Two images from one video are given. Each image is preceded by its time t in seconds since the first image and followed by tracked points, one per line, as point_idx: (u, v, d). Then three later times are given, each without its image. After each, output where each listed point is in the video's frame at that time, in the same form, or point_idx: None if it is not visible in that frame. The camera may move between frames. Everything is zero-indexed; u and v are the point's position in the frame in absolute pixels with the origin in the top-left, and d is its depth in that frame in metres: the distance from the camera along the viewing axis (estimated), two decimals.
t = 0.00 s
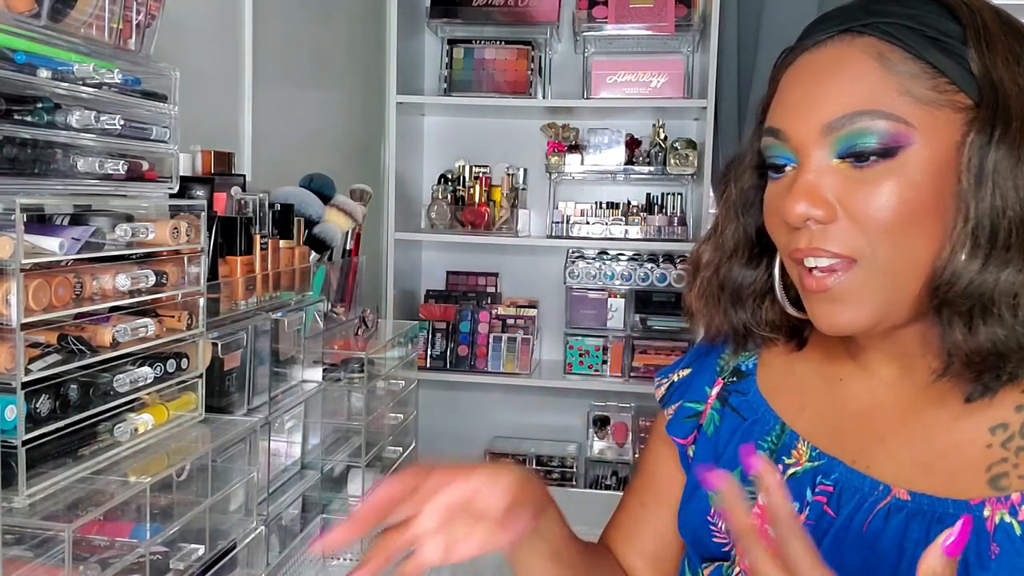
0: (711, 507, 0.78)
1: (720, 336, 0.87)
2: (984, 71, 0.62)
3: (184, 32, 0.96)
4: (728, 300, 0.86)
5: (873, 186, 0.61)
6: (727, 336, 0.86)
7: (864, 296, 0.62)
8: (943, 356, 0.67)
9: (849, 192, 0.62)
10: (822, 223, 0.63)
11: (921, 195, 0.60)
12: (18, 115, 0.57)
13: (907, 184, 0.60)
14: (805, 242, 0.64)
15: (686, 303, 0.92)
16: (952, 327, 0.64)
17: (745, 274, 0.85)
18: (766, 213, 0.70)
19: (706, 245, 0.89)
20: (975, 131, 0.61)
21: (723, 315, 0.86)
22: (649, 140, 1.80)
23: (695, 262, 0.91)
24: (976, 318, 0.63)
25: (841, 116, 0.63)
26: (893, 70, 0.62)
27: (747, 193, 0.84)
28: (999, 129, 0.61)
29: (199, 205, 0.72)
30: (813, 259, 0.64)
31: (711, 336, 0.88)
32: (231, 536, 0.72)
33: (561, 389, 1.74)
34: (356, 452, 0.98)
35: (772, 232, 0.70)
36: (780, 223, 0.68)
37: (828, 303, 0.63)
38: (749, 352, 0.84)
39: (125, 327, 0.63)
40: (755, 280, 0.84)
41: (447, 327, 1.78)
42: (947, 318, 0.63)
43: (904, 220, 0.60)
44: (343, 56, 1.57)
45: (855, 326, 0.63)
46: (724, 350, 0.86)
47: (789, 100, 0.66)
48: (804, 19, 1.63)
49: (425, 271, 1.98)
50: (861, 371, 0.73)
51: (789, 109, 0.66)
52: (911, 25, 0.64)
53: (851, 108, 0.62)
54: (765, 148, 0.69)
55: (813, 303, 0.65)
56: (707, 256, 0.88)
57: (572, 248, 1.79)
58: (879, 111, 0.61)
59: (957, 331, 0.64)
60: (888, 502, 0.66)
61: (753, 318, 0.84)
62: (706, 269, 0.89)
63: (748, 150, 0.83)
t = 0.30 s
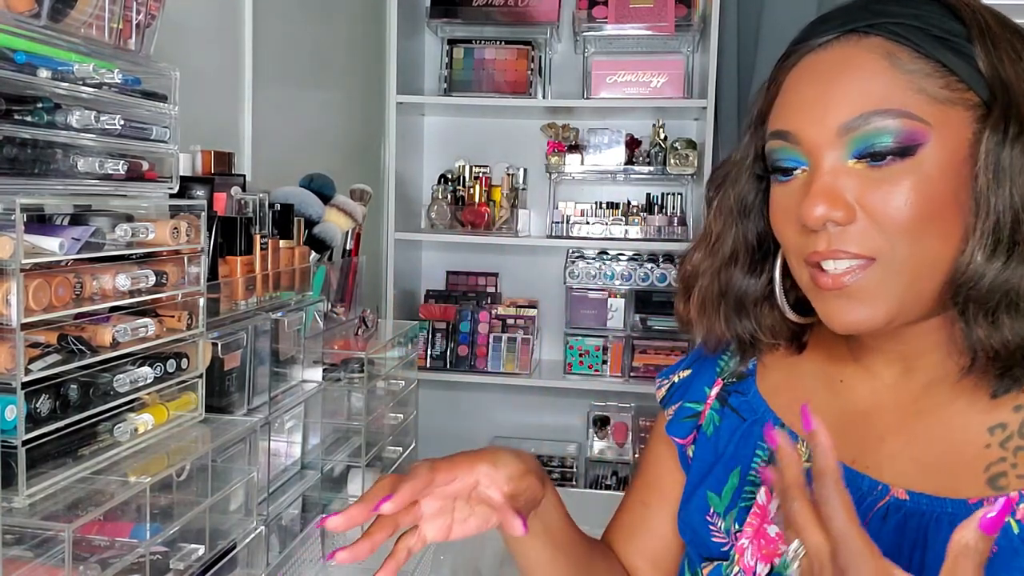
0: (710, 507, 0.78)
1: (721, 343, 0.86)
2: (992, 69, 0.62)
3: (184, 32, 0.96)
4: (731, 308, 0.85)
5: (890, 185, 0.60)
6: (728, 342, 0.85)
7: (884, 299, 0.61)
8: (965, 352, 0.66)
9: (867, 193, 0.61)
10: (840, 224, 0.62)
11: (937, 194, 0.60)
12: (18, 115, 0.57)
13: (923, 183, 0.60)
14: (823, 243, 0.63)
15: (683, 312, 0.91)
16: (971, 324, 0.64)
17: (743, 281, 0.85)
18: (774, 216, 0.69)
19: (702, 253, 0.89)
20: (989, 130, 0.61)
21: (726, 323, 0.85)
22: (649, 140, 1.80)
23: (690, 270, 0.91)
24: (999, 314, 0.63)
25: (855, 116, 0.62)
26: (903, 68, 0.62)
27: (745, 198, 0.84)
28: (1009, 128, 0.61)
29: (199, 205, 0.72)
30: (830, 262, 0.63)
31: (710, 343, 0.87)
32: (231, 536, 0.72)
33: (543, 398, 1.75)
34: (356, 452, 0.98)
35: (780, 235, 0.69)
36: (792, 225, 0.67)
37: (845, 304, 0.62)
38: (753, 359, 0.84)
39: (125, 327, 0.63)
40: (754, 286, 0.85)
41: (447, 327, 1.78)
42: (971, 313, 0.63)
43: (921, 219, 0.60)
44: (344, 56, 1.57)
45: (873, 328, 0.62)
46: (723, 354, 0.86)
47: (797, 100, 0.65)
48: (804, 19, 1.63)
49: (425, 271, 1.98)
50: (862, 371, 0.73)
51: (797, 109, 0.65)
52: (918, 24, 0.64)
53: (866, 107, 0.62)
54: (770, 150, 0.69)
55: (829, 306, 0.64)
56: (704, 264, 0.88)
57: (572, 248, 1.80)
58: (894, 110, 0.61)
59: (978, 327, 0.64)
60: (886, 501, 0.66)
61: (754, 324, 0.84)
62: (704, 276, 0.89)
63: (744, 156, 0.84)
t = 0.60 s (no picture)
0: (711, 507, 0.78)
1: (722, 342, 0.86)
2: (992, 69, 0.63)
3: (184, 32, 0.96)
4: (733, 306, 0.85)
5: (887, 184, 0.60)
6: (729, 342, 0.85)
7: (880, 298, 0.61)
8: (957, 353, 0.66)
9: (865, 193, 0.61)
10: (837, 223, 0.62)
11: (934, 194, 0.60)
12: (18, 115, 0.57)
13: (920, 182, 0.60)
14: (819, 243, 0.63)
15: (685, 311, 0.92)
16: (965, 324, 0.64)
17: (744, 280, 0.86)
18: (773, 215, 0.69)
19: (703, 252, 0.89)
20: (988, 130, 0.61)
21: (727, 322, 0.85)
22: (649, 140, 1.81)
23: (692, 269, 0.91)
24: (995, 315, 0.63)
25: (854, 115, 0.62)
26: (904, 67, 0.62)
27: (746, 197, 0.84)
28: (1009, 127, 0.61)
29: (198, 205, 0.72)
30: (827, 261, 0.63)
31: (712, 343, 0.87)
32: (231, 536, 0.72)
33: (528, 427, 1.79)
34: (356, 452, 0.98)
35: (778, 234, 0.69)
36: (790, 225, 0.67)
37: (841, 303, 0.62)
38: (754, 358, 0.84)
39: (125, 327, 0.63)
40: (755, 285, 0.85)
41: (447, 327, 1.78)
42: (963, 314, 0.63)
43: (918, 219, 0.60)
44: (344, 56, 1.57)
45: (868, 328, 0.62)
46: (723, 354, 0.86)
47: (798, 99, 0.65)
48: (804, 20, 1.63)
49: (425, 271, 1.98)
50: (861, 372, 0.73)
51: (797, 108, 0.65)
52: (919, 24, 0.64)
53: (865, 105, 0.62)
54: (770, 149, 0.69)
55: (825, 305, 0.63)
56: (706, 263, 0.88)
57: (572, 248, 1.80)
58: (892, 108, 0.61)
59: (973, 329, 0.64)
60: (886, 501, 0.66)
61: (755, 323, 0.84)
62: (705, 275, 0.89)
63: (745, 155, 0.84)
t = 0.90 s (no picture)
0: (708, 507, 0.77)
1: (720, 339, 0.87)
2: (992, 72, 0.62)
3: (184, 32, 0.96)
4: (730, 304, 0.86)
5: (886, 185, 0.61)
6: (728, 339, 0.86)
7: (876, 299, 0.61)
8: (953, 355, 0.67)
9: (863, 194, 0.61)
10: (836, 224, 0.62)
11: (931, 196, 0.60)
12: (19, 115, 0.57)
13: (918, 183, 0.60)
14: (817, 244, 0.63)
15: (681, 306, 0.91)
16: (959, 326, 0.64)
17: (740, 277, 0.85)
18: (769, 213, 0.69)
19: (700, 246, 0.88)
20: (987, 134, 0.61)
21: (724, 319, 0.86)
22: (649, 140, 1.80)
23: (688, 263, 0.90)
24: (991, 318, 0.63)
25: (854, 116, 0.62)
26: (905, 69, 0.62)
27: (744, 193, 0.83)
28: (1007, 132, 0.61)
29: (199, 205, 0.72)
30: (824, 262, 0.63)
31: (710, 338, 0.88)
32: (231, 536, 0.72)
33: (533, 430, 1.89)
34: (356, 452, 0.98)
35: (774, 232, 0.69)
36: (786, 225, 0.66)
37: (840, 304, 0.62)
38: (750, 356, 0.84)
39: (125, 327, 0.63)
40: (750, 281, 0.84)
41: (447, 327, 1.78)
42: (961, 317, 0.63)
43: (915, 220, 0.60)
44: (344, 56, 1.57)
45: (864, 329, 0.62)
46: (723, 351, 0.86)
47: (799, 98, 0.65)
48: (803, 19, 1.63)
49: (425, 271, 1.98)
50: (855, 371, 0.73)
51: (798, 107, 0.65)
52: (920, 24, 0.63)
53: (864, 105, 0.62)
54: (767, 146, 0.68)
55: (823, 307, 0.64)
56: (701, 258, 0.88)
57: (572, 248, 1.80)
58: (892, 107, 0.61)
59: (971, 332, 0.64)
60: (881, 501, 0.67)
61: (753, 320, 0.84)
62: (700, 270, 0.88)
63: (743, 152, 0.83)
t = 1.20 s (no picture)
0: (700, 505, 0.77)
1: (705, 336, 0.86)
2: (1004, 85, 0.63)
3: (184, 32, 0.96)
4: (723, 305, 0.84)
5: (900, 194, 0.60)
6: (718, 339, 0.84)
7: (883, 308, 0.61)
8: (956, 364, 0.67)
9: (875, 201, 0.60)
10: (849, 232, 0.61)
11: (941, 203, 0.60)
12: (18, 115, 0.57)
13: (930, 194, 0.60)
14: (828, 250, 0.62)
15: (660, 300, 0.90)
16: (968, 338, 0.65)
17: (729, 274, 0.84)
18: (772, 212, 0.68)
19: (686, 245, 0.86)
20: (1002, 150, 0.62)
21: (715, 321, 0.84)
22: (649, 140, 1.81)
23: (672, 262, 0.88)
24: (994, 326, 0.65)
25: (872, 120, 0.61)
26: (924, 76, 0.61)
27: (737, 190, 0.81)
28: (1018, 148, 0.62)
29: (198, 205, 0.72)
30: (832, 268, 0.62)
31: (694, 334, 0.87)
32: (231, 536, 0.72)
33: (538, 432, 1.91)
34: (356, 453, 0.98)
35: (774, 231, 0.68)
36: (792, 228, 0.65)
37: (846, 309, 0.62)
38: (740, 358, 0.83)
39: (125, 327, 0.63)
40: (740, 280, 0.83)
41: (447, 327, 1.78)
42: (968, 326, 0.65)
43: (923, 228, 0.60)
44: (344, 56, 1.57)
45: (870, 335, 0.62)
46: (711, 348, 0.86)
47: (815, 99, 0.64)
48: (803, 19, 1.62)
49: (425, 271, 1.98)
50: (843, 371, 0.73)
51: (812, 107, 0.64)
52: (938, 32, 0.63)
53: (882, 111, 0.61)
54: (774, 144, 0.67)
55: (827, 312, 0.63)
56: (688, 255, 0.86)
57: (572, 248, 1.80)
58: (911, 114, 0.60)
59: (975, 337, 0.65)
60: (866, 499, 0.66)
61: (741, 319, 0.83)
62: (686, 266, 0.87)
63: (734, 146, 0.79)
